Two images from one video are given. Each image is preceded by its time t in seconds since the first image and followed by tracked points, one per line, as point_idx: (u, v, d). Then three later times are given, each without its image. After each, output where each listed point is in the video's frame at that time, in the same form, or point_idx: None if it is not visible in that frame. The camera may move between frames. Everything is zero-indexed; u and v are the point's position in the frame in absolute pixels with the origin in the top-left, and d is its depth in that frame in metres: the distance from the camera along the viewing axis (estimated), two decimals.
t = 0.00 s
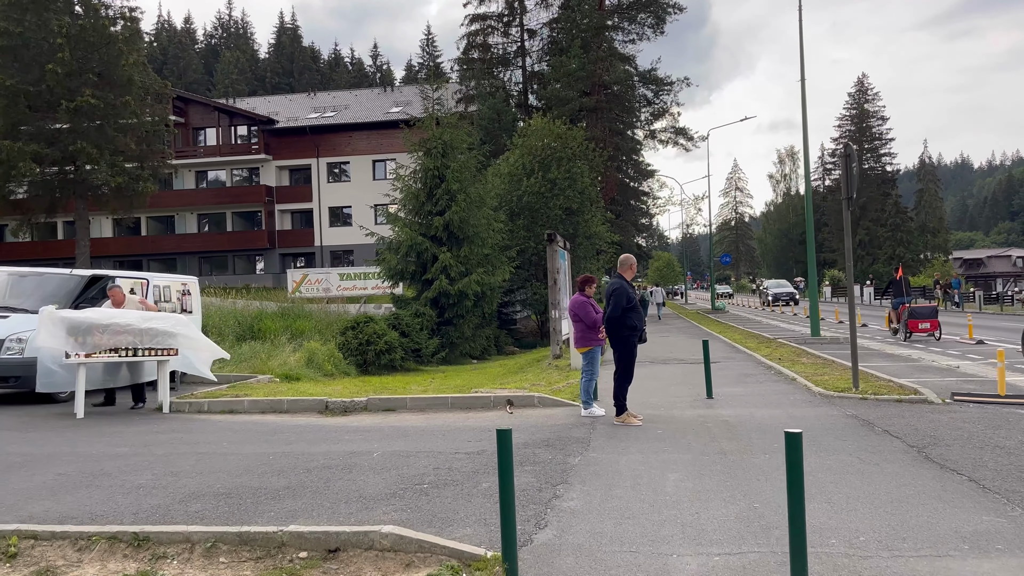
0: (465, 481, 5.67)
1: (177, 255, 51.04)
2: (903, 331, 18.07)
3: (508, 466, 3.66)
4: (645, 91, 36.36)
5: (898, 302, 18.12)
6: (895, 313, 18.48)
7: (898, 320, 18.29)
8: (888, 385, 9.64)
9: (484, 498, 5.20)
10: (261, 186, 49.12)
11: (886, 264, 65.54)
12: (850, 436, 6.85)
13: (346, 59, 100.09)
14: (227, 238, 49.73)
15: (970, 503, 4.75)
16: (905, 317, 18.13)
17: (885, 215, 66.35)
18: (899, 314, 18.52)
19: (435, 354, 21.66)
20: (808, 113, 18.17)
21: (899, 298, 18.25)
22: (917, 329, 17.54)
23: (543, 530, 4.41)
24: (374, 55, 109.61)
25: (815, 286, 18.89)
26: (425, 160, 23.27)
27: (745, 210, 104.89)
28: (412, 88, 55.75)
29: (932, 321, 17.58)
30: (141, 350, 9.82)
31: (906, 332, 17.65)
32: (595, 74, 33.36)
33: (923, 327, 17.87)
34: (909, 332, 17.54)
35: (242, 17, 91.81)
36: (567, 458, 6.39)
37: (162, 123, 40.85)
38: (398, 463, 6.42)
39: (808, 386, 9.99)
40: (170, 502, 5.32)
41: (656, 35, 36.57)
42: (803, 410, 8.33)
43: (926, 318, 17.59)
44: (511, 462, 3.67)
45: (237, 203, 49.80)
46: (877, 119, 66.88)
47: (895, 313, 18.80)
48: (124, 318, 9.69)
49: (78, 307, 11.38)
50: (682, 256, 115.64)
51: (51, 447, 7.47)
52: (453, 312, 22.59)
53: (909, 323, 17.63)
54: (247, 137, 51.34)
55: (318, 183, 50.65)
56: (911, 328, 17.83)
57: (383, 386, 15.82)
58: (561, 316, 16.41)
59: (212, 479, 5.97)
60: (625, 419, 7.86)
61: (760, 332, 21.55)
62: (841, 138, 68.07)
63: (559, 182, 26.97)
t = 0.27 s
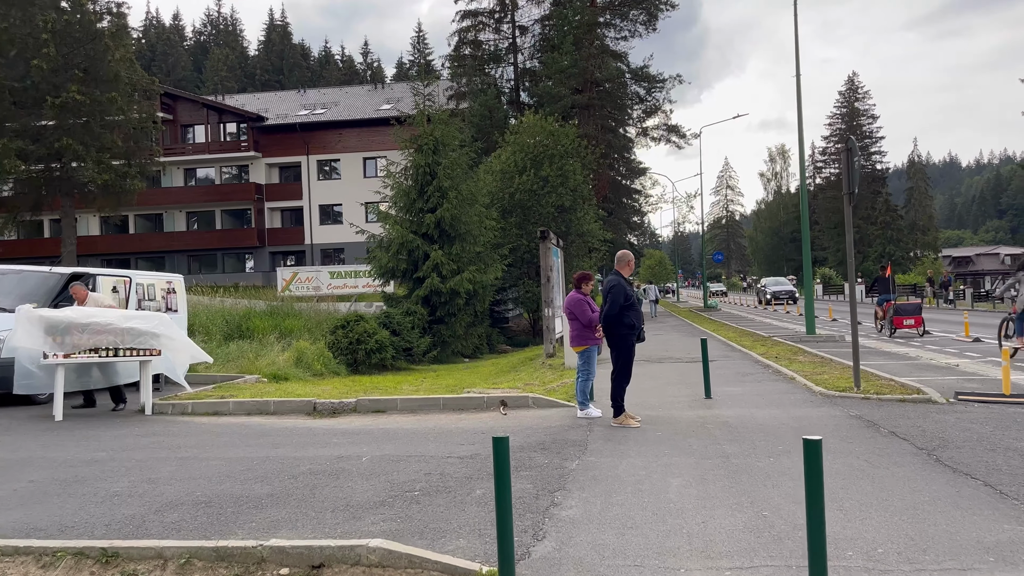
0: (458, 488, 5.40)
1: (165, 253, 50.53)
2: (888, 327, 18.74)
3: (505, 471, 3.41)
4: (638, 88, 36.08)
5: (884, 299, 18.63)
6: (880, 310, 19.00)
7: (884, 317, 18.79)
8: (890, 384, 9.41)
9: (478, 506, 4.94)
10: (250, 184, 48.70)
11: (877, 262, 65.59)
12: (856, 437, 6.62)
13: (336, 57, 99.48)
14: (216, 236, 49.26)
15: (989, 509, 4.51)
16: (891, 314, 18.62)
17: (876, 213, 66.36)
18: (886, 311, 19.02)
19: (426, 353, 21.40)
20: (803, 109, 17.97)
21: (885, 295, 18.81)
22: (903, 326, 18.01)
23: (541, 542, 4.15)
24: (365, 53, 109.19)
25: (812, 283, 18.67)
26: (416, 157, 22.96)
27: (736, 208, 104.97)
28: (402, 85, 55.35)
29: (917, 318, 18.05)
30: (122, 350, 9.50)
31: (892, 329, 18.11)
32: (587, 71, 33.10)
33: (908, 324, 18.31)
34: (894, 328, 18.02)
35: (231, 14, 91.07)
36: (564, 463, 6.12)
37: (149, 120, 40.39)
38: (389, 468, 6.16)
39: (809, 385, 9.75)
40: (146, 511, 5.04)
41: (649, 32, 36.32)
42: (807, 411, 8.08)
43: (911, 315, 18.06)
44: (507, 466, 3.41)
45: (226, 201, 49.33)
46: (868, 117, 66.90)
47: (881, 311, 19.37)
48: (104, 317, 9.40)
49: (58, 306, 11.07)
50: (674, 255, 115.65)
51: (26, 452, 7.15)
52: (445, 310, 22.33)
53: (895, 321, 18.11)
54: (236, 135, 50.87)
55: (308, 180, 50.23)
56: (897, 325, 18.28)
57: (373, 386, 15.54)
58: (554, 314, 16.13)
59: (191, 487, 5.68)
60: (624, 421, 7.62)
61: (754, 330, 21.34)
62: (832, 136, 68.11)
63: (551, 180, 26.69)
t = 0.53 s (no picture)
0: (439, 499, 5.12)
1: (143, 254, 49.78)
2: (860, 327, 19.63)
3: (485, 481, 3.14)
4: (621, 88, 35.92)
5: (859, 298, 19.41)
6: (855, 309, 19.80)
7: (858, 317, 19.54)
8: (880, 386, 9.23)
9: (458, 519, 4.65)
10: (230, 184, 48.07)
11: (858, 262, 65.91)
12: (850, 442, 6.42)
13: (317, 56, 98.78)
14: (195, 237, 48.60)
15: (997, 520, 4.28)
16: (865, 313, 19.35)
17: (856, 214, 66.72)
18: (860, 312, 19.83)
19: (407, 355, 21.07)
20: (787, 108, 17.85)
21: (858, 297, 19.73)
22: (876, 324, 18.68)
23: (528, 559, 3.88)
24: (348, 53, 108.54)
25: (797, 283, 18.52)
26: (398, 155, 22.65)
27: (718, 210, 105.31)
28: (384, 84, 54.93)
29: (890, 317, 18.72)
30: (93, 352, 9.13)
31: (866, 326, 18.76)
32: (570, 70, 32.88)
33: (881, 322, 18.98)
34: (869, 326, 18.63)
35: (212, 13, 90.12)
36: (548, 471, 5.86)
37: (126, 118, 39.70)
38: (365, 477, 5.86)
39: (798, 387, 9.56)
40: (103, 528, 4.70)
41: (632, 32, 36.19)
42: (797, 415, 7.87)
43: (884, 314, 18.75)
44: (488, 475, 3.13)
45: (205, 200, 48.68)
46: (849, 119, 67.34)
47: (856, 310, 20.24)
48: (72, 317, 9.03)
49: (23, 307, 10.67)
50: (656, 256, 115.87)
51: None
52: (427, 311, 22.02)
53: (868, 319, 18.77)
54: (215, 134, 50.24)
55: (289, 180, 49.68)
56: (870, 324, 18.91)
57: (353, 389, 15.20)
58: (537, 316, 15.85)
59: (154, 499, 5.35)
60: (612, 425, 7.37)
61: (738, 331, 21.21)
62: (813, 138, 68.49)
63: (534, 179, 26.45)
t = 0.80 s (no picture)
0: (410, 515, 4.81)
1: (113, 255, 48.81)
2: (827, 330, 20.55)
3: (456, 499, 2.85)
4: (598, 89, 35.75)
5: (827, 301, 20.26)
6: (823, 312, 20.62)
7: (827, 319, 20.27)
8: (863, 391, 9.07)
9: (429, 538, 4.35)
10: (202, 184, 47.30)
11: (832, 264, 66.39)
12: (837, 450, 6.22)
13: (292, 56, 97.77)
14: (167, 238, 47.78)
15: (998, 535, 4.08)
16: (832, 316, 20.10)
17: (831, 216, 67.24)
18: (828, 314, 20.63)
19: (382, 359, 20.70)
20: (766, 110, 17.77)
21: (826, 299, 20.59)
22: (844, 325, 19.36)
23: None
24: (323, 53, 107.57)
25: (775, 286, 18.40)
26: (373, 156, 22.27)
27: (695, 212, 105.75)
28: (360, 84, 54.43)
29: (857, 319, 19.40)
30: (48, 356, 8.68)
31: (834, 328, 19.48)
32: (547, 71, 32.63)
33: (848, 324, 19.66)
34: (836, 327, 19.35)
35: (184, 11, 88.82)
36: (525, 483, 5.57)
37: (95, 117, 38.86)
38: (331, 490, 5.54)
39: (780, 392, 9.37)
40: (45, 551, 4.34)
41: (609, 33, 36.06)
42: (781, 420, 7.67)
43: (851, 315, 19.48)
44: (459, 493, 2.84)
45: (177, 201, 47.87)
46: (823, 122, 67.90)
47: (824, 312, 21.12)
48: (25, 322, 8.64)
49: None
50: (633, 258, 116.07)
51: None
52: (402, 314, 21.67)
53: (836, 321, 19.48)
54: (188, 134, 49.41)
55: (263, 181, 49.01)
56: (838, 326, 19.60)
57: (325, 394, 14.82)
58: (514, 319, 15.57)
59: (105, 517, 4.99)
60: (591, 434, 7.10)
61: (716, 334, 21.08)
62: (788, 141, 68.94)
63: (511, 181, 26.17)
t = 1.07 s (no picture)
0: (379, 533, 4.52)
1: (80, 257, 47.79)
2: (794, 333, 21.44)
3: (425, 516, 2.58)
4: (574, 92, 35.60)
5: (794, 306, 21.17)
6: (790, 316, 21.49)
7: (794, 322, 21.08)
8: (845, 396, 8.92)
9: (400, 558, 4.07)
10: (173, 186, 46.48)
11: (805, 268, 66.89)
12: (823, 458, 6.03)
13: (266, 57, 96.69)
14: (136, 240, 46.90)
15: (1000, 552, 3.89)
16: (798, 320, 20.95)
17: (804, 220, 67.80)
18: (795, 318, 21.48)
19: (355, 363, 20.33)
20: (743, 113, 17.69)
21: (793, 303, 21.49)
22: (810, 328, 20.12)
23: None
24: (296, 54, 106.59)
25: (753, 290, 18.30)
26: (346, 156, 21.88)
27: (669, 216, 106.21)
28: (334, 85, 53.88)
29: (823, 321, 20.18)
30: None
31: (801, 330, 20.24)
32: (524, 73, 32.38)
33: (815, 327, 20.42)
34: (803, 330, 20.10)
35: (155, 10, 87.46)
36: (502, 495, 5.31)
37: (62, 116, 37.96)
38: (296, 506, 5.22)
39: (761, 397, 9.19)
40: None
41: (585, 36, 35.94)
42: (764, 427, 7.48)
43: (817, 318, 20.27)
44: (428, 513, 2.58)
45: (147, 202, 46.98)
46: (796, 127, 68.48)
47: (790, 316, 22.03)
48: None
49: None
50: (608, 261, 116.24)
51: None
52: (376, 317, 21.30)
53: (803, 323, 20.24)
54: (158, 134, 48.52)
55: (235, 182, 48.27)
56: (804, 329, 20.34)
57: (296, 399, 14.41)
58: (490, 322, 15.29)
59: (51, 537, 4.63)
60: (570, 441, 6.86)
61: (694, 337, 20.95)
62: (762, 146, 69.41)
63: (487, 183, 25.87)
